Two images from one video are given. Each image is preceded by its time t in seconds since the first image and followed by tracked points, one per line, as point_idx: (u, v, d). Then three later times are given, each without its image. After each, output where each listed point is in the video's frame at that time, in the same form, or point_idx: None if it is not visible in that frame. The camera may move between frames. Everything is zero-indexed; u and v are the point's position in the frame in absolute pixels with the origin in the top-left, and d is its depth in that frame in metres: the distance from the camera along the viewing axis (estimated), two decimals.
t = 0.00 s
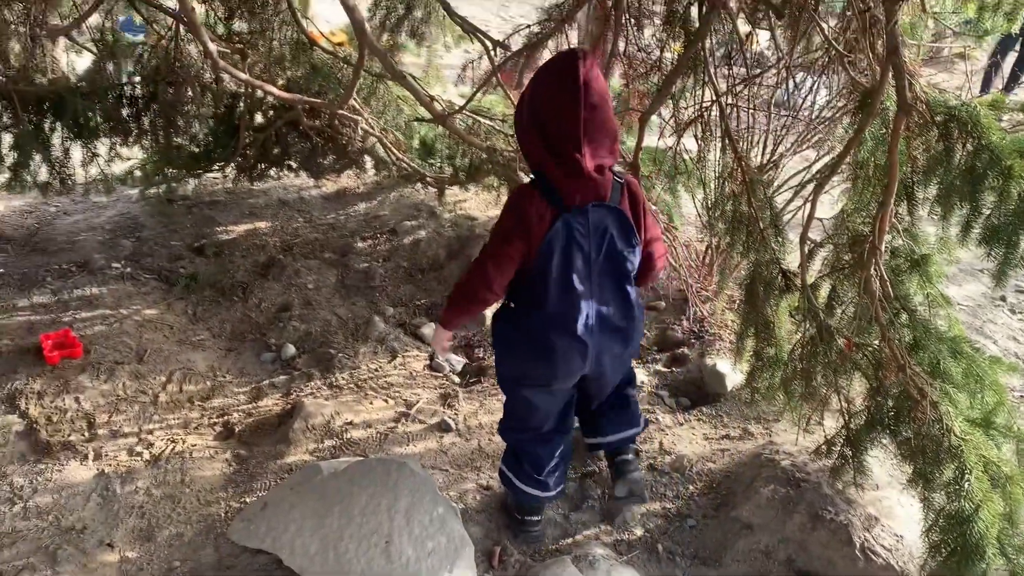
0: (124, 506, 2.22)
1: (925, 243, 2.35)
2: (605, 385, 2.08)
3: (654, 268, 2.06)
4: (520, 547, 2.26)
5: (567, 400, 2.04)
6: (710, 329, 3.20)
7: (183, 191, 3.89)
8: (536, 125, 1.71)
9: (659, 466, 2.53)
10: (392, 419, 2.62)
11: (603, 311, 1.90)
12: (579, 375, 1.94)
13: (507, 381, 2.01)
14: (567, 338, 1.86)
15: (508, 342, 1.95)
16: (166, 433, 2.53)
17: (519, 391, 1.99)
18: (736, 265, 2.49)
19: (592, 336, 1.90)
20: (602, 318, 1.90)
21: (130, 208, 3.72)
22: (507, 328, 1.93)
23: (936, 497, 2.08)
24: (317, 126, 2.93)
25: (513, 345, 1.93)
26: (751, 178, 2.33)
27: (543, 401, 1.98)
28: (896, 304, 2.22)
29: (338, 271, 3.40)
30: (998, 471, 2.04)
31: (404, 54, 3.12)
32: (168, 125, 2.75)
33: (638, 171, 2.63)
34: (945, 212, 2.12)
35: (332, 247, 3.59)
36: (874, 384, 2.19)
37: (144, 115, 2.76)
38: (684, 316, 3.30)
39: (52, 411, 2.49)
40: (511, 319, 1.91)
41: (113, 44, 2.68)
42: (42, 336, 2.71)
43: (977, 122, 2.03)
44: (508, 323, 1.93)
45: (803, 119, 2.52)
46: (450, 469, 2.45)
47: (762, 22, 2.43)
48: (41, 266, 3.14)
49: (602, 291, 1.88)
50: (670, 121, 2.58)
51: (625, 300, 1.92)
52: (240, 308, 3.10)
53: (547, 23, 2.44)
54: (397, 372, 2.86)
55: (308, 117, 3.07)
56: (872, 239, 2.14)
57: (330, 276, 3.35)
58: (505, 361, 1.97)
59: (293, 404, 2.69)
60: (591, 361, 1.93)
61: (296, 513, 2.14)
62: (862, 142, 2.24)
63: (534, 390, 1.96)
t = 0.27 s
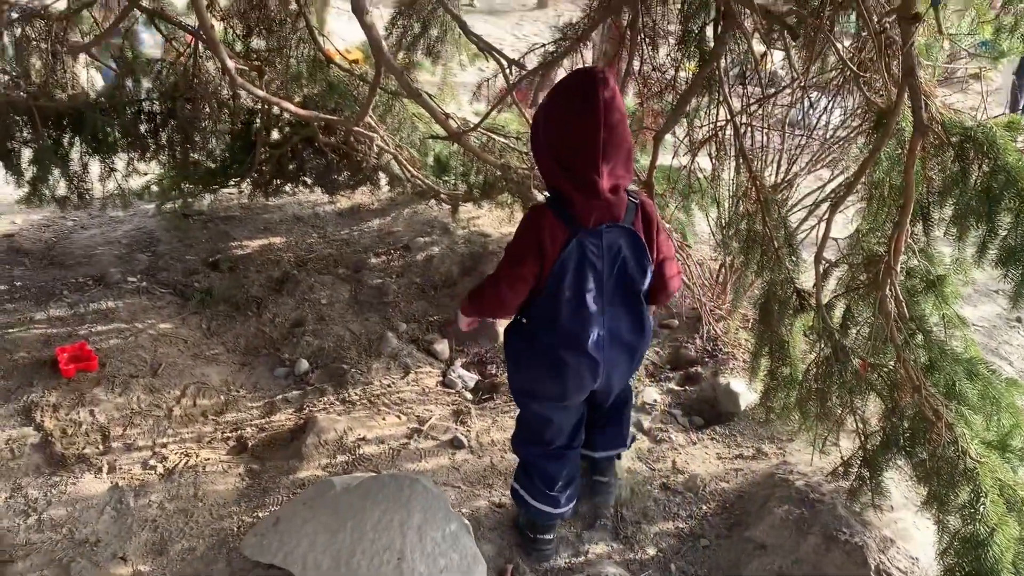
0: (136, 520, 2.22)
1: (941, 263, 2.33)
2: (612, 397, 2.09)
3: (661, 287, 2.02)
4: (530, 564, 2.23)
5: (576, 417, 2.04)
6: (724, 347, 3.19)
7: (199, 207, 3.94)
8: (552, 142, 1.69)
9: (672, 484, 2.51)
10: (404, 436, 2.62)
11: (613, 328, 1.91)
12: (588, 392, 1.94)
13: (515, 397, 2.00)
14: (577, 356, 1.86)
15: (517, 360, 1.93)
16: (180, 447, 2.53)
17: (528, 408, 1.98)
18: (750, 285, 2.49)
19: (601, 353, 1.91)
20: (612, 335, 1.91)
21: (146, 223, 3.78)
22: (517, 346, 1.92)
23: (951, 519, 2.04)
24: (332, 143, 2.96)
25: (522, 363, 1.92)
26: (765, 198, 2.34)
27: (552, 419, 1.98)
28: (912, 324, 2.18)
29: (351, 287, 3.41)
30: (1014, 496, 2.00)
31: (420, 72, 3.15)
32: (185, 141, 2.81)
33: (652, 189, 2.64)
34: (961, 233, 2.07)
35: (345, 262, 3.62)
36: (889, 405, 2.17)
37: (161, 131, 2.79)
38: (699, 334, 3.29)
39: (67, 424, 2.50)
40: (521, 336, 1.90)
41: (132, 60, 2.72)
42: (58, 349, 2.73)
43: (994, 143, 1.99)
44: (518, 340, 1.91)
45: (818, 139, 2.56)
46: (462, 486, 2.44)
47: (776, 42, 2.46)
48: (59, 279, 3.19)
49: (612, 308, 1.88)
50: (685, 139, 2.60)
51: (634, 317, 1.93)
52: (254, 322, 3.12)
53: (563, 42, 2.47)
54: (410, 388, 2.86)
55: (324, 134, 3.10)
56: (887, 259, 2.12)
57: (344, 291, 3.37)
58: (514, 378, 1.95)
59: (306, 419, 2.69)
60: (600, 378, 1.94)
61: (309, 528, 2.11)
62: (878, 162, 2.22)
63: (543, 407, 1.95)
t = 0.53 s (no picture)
0: (144, 527, 2.22)
1: (950, 272, 2.32)
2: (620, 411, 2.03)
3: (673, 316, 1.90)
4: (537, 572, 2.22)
5: (581, 422, 2.02)
6: (732, 356, 3.19)
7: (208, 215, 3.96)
8: (570, 143, 1.70)
9: (679, 494, 2.50)
10: (412, 444, 2.62)
11: (618, 334, 1.86)
12: (590, 397, 1.91)
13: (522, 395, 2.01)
14: (578, 356, 1.85)
15: (525, 355, 1.95)
16: (188, 454, 2.54)
17: (531, 407, 1.98)
18: (758, 294, 2.49)
19: (604, 358, 1.87)
20: (617, 342, 1.87)
21: (155, 231, 3.80)
22: (525, 341, 1.94)
23: (962, 530, 2.03)
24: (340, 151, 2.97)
25: (529, 359, 1.94)
26: (773, 206, 2.35)
27: (554, 421, 1.97)
28: (921, 333, 2.17)
29: (359, 295, 3.42)
30: None
31: (428, 81, 3.18)
32: (194, 149, 2.80)
33: (661, 197, 2.65)
34: (970, 242, 2.06)
35: (353, 270, 3.63)
36: (899, 415, 2.16)
37: (171, 139, 2.79)
38: (707, 343, 3.29)
39: (76, 431, 2.51)
40: (530, 331, 1.93)
41: (142, 69, 2.74)
42: (67, 356, 2.74)
43: (1003, 151, 1.98)
44: (527, 335, 1.94)
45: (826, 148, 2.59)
46: (470, 494, 2.43)
47: (784, 50, 2.48)
48: (68, 286, 3.21)
49: (618, 314, 1.84)
50: (693, 148, 2.60)
51: (642, 325, 1.87)
52: (262, 330, 3.13)
53: (571, 51, 2.49)
54: (417, 396, 2.87)
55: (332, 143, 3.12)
56: (896, 267, 2.12)
57: (352, 299, 3.38)
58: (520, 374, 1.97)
59: (313, 427, 2.69)
60: (603, 384, 1.90)
61: (316, 535, 2.11)
62: (886, 170, 2.21)
63: (545, 407, 1.95)
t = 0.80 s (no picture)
0: (147, 531, 2.22)
1: (953, 273, 2.32)
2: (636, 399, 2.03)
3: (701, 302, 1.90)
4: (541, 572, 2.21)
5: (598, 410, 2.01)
6: (735, 358, 3.19)
7: (211, 218, 3.98)
8: (590, 135, 1.70)
9: (683, 495, 2.50)
10: (415, 446, 2.62)
11: (637, 321, 1.86)
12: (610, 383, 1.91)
13: (540, 381, 2.00)
14: (599, 342, 1.85)
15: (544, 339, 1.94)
16: (192, 457, 2.54)
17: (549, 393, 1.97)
18: (762, 295, 2.49)
19: (624, 345, 1.87)
20: (637, 328, 1.86)
21: (158, 234, 3.81)
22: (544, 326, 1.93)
23: (967, 531, 2.02)
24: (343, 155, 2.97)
25: (547, 345, 1.93)
26: (776, 208, 2.35)
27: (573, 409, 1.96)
28: (925, 334, 2.17)
29: (362, 298, 3.43)
30: None
31: (431, 84, 3.18)
32: (197, 152, 2.83)
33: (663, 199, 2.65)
34: (973, 242, 2.06)
35: (356, 273, 3.63)
36: (902, 416, 2.16)
37: (174, 142, 2.82)
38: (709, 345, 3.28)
39: (80, 434, 2.51)
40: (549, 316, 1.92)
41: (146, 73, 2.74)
42: (71, 359, 2.75)
43: (1006, 152, 1.98)
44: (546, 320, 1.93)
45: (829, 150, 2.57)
46: (473, 497, 2.43)
47: (785, 52, 2.49)
48: (71, 290, 3.21)
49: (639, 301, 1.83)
50: (695, 150, 2.60)
51: (663, 312, 1.88)
52: (265, 333, 3.14)
53: (573, 53, 2.50)
54: (420, 398, 2.87)
55: (335, 147, 3.12)
56: (900, 268, 2.10)
57: (354, 302, 3.38)
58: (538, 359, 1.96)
59: (316, 429, 2.69)
60: (621, 371, 1.90)
61: (319, 537, 2.11)
62: (889, 171, 2.21)
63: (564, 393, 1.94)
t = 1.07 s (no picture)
0: (147, 530, 2.22)
1: (953, 270, 2.31)
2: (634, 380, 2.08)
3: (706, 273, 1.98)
4: (543, 571, 2.19)
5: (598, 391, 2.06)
6: (735, 356, 3.18)
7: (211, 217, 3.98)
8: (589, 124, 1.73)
9: (684, 494, 2.50)
10: (415, 445, 2.62)
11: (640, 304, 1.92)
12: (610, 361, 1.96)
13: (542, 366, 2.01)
14: (602, 321, 1.88)
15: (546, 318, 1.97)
16: (191, 456, 2.54)
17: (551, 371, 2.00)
18: (761, 293, 2.49)
19: (627, 328, 1.92)
20: (638, 308, 1.91)
21: (158, 233, 3.81)
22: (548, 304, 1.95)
23: (968, 528, 2.01)
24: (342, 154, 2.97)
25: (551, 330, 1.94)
26: (776, 205, 2.35)
27: (573, 386, 2.00)
28: (925, 331, 2.17)
29: (362, 297, 3.43)
30: None
31: (430, 83, 3.19)
32: (197, 151, 2.81)
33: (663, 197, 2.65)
34: (974, 239, 2.06)
35: (356, 272, 3.63)
36: (903, 414, 2.15)
37: (174, 141, 2.82)
38: (710, 344, 3.28)
39: (80, 433, 2.52)
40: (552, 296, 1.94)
41: (145, 72, 2.77)
42: (71, 358, 2.75)
43: (1006, 149, 1.98)
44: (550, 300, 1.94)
45: (829, 147, 2.57)
46: (473, 495, 2.42)
47: (785, 50, 2.50)
48: (72, 289, 3.22)
49: (643, 284, 1.88)
50: (695, 148, 2.60)
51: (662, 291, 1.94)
52: (265, 332, 3.14)
53: (573, 52, 2.50)
54: (420, 397, 2.86)
55: (335, 146, 3.12)
56: (900, 265, 2.11)
57: (354, 301, 3.39)
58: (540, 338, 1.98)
59: (316, 428, 2.69)
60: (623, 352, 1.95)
61: (319, 537, 2.11)
62: (889, 169, 2.21)
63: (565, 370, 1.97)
